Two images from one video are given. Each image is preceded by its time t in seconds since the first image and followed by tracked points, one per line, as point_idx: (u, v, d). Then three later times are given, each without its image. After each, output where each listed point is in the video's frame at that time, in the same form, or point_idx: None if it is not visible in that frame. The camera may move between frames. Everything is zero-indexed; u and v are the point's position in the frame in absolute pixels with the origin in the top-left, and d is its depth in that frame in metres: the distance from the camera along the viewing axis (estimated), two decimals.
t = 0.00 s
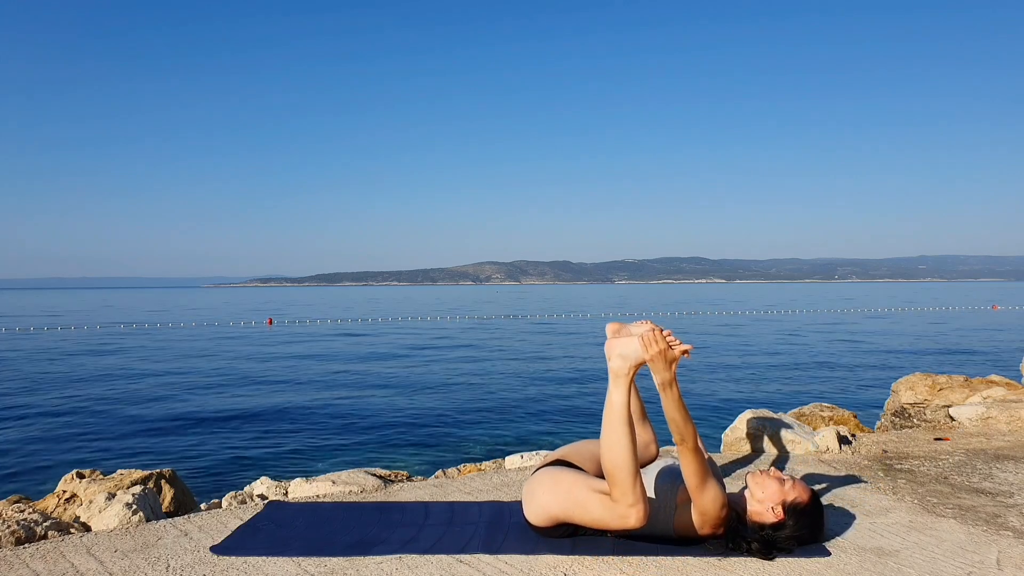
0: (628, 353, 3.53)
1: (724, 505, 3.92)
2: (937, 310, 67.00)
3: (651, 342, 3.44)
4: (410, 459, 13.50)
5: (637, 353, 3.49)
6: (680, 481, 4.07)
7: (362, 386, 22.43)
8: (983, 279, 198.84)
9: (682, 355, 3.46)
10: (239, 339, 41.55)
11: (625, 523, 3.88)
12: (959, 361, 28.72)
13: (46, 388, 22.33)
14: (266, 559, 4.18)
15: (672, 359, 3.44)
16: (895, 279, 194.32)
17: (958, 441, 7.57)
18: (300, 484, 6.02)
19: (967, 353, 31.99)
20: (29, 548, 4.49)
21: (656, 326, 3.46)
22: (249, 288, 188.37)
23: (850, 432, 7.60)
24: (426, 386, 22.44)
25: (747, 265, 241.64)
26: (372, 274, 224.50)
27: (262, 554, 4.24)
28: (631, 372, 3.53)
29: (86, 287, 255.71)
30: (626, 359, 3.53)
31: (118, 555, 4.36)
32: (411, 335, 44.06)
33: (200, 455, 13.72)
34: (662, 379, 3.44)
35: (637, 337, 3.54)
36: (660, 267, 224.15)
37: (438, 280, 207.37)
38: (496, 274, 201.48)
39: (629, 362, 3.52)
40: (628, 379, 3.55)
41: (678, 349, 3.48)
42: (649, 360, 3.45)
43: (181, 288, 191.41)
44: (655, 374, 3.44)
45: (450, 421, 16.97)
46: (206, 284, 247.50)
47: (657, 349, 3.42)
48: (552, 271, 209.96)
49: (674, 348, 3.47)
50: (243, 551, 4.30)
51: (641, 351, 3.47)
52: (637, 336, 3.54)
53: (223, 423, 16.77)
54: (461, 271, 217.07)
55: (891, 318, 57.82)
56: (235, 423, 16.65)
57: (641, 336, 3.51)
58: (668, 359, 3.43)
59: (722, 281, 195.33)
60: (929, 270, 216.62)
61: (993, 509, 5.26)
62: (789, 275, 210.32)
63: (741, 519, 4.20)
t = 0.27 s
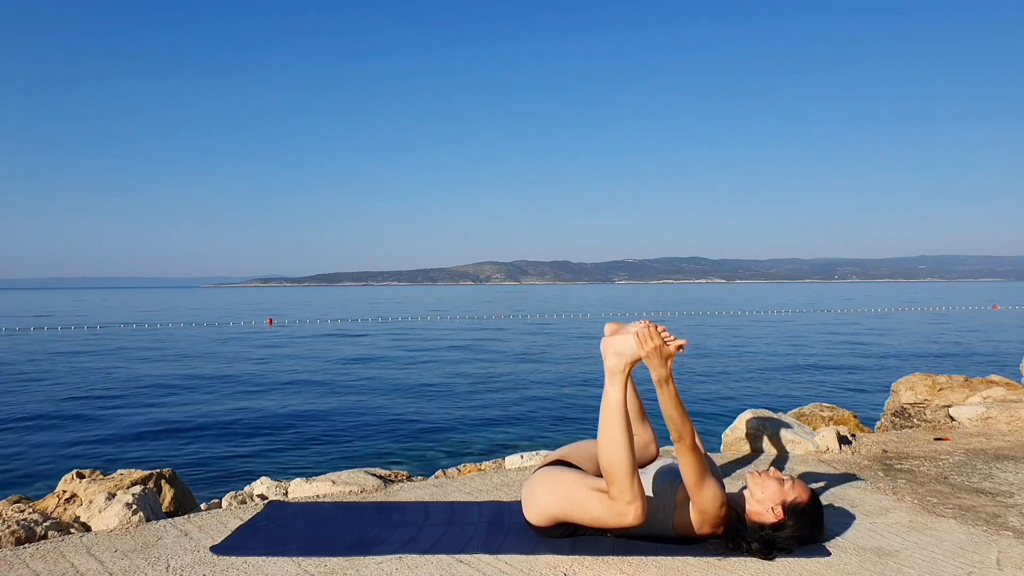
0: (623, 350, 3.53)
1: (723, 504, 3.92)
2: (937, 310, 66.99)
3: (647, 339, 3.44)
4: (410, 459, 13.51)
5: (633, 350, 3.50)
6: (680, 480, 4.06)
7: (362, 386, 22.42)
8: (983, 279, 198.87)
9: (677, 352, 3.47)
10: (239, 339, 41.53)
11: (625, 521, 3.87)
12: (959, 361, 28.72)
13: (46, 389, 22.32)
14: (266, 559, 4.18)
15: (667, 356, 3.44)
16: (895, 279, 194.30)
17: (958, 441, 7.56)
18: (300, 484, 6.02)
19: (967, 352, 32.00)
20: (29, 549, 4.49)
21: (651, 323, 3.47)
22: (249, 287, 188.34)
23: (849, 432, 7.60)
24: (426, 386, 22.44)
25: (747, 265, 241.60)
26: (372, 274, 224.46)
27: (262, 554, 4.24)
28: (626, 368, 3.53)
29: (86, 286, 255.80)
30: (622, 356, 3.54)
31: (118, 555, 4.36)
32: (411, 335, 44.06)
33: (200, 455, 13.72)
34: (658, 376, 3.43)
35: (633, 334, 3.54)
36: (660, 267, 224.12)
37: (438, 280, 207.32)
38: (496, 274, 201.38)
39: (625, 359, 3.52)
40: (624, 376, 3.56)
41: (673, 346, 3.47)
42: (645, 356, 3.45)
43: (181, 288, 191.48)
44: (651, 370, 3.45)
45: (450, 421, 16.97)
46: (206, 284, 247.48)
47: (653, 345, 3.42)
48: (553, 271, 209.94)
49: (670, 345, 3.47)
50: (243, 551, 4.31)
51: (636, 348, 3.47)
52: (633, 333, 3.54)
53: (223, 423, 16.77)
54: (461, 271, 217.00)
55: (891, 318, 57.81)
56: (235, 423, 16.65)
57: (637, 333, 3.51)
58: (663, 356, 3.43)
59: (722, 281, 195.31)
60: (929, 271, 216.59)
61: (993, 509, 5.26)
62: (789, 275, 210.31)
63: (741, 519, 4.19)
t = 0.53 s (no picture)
0: (625, 350, 3.53)
1: (724, 504, 3.92)
2: (937, 310, 67.00)
3: (648, 339, 3.44)
4: (410, 459, 13.51)
5: (634, 350, 3.50)
6: (680, 480, 4.07)
7: (362, 386, 22.42)
8: (982, 279, 198.93)
9: (679, 351, 3.46)
10: (239, 339, 41.51)
11: (624, 521, 3.87)
12: (960, 361, 28.72)
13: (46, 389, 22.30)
14: (266, 559, 4.18)
15: (669, 355, 3.43)
16: (895, 279, 194.31)
17: (958, 441, 7.57)
18: (300, 484, 6.02)
19: (967, 352, 32.01)
20: (29, 548, 4.49)
21: (653, 322, 3.47)
22: (249, 288, 188.29)
23: (850, 432, 7.60)
24: (426, 386, 22.44)
25: (747, 266, 241.59)
26: (372, 275, 224.40)
27: (262, 554, 4.24)
28: (628, 368, 3.53)
29: (87, 286, 255.77)
30: (623, 355, 3.53)
31: (118, 555, 4.36)
32: (411, 335, 44.06)
33: (200, 455, 13.72)
34: (660, 376, 3.43)
35: (634, 334, 3.54)
36: (660, 267, 224.08)
37: (438, 280, 207.24)
38: (496, 274, 201.30)
39: (626, 358, 3.52)
40: (625, 376, 3.56)
41: (674, 345, 3.48)
42: (646, 357, 3.45)
43: (181, 288, 191.44)
44: (652, 370, 3.44)
45: (450, 421, 16.97)
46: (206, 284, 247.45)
47: (655, 344, 3.42)
48: (553, 271, 209.92)
49: (671, 345, 3.47)
50: (243, 551, 4.31)
51: (638, 348, 3.47)
52: (634, 333, 3.54)
53: (222, 423, 16.76)
54: (461, 271, 216.88)
55: (891, 317, 57.81)
56: (235, 424, 16.64)
57: (638, 333, 3.51)
58: (665, 355, 3.43)
59: (722, 281, 195.32)
60: (929, 271, 216.62)
61: (993, 509, 5.26)
62: (789, 275, 210.33)
63: (741, 520, 4.20)
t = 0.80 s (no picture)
0: (626, 351, 3.53)
1: (724, 504, 3.92)
2: (937, 310, 67.00)
3: (650, 340, 3.44)
4: (410, 459, 13.50)
5: (635, 351, 3.50)
6: (680, 480, 4.07)
7: (362, 386, 22.41)
8: (983, 279, 198.90)
9: (680, 352, 3.46)
10: (239, 339, 41.45)
11: (624, 521, 3.87)
12: (960, 361, 28.73)
13: (46, 389, 22.27)
14: (266, 559, 4.18)
15: (670, 356, 3.43)
16: (896, 279, 194.25)
17: (958, 441, 7.57)
18: (300, 484, 6.02)
19: (967, 353, 32.00)
20: (29, 548, 4.49)
21: (653, 323, 3.47)
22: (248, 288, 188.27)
23: (850, 432, 7.60)
24: (426, 386, 22.43)
25: (747, 266, 241.50)
26: (372, 275, 224.25)
27: (262, 554, 4.24)
28: (629, 368, 3.53)
29: (87, 286, 255.73)
30: (624, 356, 3.53)
31: (118, 555, 4.36)
32: (411, 335, 44.02)
33: (201, 455, 13.71)
34: (661, 377, 3.43)
35: (634, 335, 3.54)
36: (660, 267, 223.96)
37: (438, 280, 207.08)
38: (496, 274, 201.16)
39: (627, 359, 3.52)
40: (625, 376, 3.56)
41: (675, 346, 3.47)
42: (646, 357, 3.45)
43: (181, 288, 191.49)
44: (654, 371, 3.44)
45: (450, 422, 16.97)
46: (206, 284, 247.52)
47: (655, 345, 3.42)
48: (553, 271, 209.84)
49: (672, 346, 3.47)
50: (243, 551, 4.30)
51: (638, 348, 3.47)
52: (634, 334, 3.54)
53: (222, 423, 16.74)
54: (461, 271, 216.70)
55: (891, 318, 57.79)
56: (235, 424, 16.64)
57: (639, 334, 3.51)
58: (666, 356, 3.42)
59: (722, 281, 195.22)
60: (929, 271, 216.59)
61: (993, 509, 5.26)
62: (789, 275, 210.27)
63: (741, 519, 4.19)
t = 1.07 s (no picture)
0: (626, 351, 3.53)
1: (724, 504, 3.92)
2: (937, 309, 66.97)
3: (650, 341, 3.44)
4: (410, 459, 13.50)
5: (635, 351, 3.50)
6: (680, 481, 4.07)
7: (362, 386, 22.40)
8: (982, 279, 198.91)
9: (680, 353, 3.46)
10: (239, 339, 41.40)
11: (623, 521, 3.87)
12: (959, 361, 28.73)
13: (45, 389, 22.25)
14: (266, 559, 4.18)
15: (670, 357, 3.43)
16: (896, 278, 194.21)
17: (958, 441, 7.56)
18: (300, 484, 6.02)
19: (967, 353, 32.00)
20: (29, 548, 4.49)
21: (654, 324, 3.47)
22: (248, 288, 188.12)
23: (850, 432, 7.60)
24: (426, 386, 22.42)
25: (747, 266, 241.44)
26: (372, 275, 224.11)
27: (263, 554, 4.24)
28: (629, 369, 3.53)
29: (87, 286, 255.65)
30: (624, 356, 3.53)
31: (119, 555, 4.36)
32: (411, 335, 43.99)
33: (201, 455, 13.71)
34: (662, 377, 3.42)
35: (634, 335, 3.54)
36: (660, 267, 223.84)
37: (438, 280, 206.91)
38: (496, 274, 201.00)
39: (627, 360, 3.53)
40: (626, 377, 3.56)
41: (676, 347, 3.47)
42: (646, 358, 3.45)
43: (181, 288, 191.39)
44: (654, 372, 3.44)
45: (450, 422, 16.96)
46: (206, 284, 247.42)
47: (655, 346, 3.42)
48: (553, 271, 209.69)
49: (672, 346, 3.47)
50: (243, 551, 4.30)
51: (638, 349, 3.48)
52: (634, 334, 3.55)
53: (222, 423, 16.73)
54: (461, 271, 216.59)
55: (891, 318, 57.77)
56: (235, 424, 16.63)
57: (640, 334, 3.51)
58: (666, 357, 3.42)
59: (722, 281, 195.16)
60: (929, 270, 216.56)
61: (993, 509, 5.26)
62: (789, 275, 210.30)
63: (741, 520, 4.19)
